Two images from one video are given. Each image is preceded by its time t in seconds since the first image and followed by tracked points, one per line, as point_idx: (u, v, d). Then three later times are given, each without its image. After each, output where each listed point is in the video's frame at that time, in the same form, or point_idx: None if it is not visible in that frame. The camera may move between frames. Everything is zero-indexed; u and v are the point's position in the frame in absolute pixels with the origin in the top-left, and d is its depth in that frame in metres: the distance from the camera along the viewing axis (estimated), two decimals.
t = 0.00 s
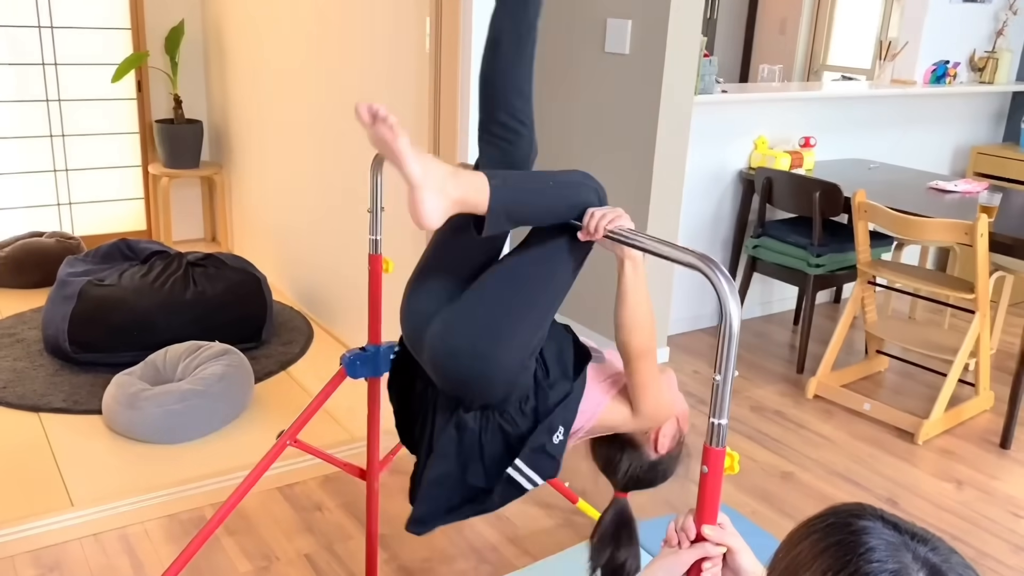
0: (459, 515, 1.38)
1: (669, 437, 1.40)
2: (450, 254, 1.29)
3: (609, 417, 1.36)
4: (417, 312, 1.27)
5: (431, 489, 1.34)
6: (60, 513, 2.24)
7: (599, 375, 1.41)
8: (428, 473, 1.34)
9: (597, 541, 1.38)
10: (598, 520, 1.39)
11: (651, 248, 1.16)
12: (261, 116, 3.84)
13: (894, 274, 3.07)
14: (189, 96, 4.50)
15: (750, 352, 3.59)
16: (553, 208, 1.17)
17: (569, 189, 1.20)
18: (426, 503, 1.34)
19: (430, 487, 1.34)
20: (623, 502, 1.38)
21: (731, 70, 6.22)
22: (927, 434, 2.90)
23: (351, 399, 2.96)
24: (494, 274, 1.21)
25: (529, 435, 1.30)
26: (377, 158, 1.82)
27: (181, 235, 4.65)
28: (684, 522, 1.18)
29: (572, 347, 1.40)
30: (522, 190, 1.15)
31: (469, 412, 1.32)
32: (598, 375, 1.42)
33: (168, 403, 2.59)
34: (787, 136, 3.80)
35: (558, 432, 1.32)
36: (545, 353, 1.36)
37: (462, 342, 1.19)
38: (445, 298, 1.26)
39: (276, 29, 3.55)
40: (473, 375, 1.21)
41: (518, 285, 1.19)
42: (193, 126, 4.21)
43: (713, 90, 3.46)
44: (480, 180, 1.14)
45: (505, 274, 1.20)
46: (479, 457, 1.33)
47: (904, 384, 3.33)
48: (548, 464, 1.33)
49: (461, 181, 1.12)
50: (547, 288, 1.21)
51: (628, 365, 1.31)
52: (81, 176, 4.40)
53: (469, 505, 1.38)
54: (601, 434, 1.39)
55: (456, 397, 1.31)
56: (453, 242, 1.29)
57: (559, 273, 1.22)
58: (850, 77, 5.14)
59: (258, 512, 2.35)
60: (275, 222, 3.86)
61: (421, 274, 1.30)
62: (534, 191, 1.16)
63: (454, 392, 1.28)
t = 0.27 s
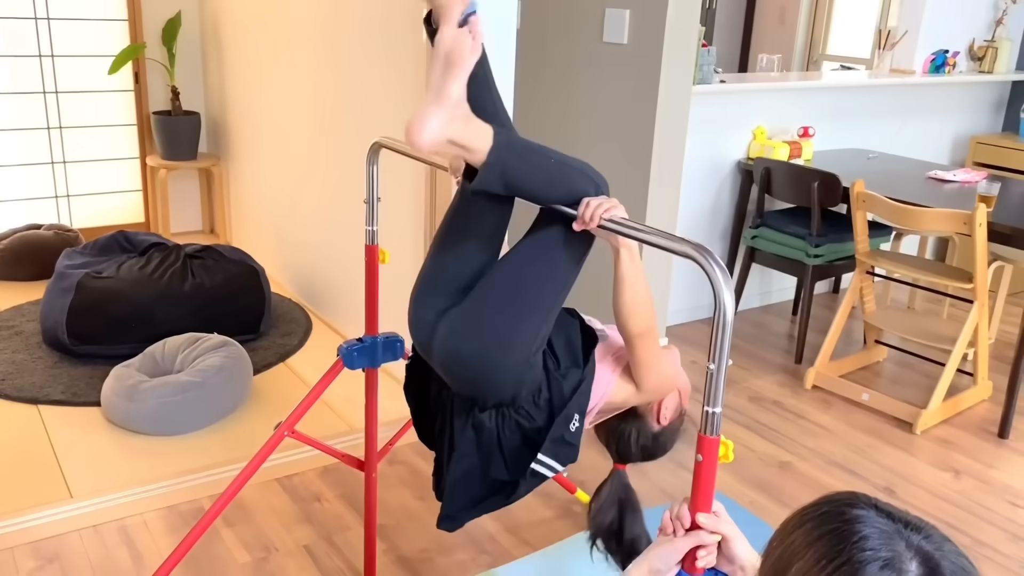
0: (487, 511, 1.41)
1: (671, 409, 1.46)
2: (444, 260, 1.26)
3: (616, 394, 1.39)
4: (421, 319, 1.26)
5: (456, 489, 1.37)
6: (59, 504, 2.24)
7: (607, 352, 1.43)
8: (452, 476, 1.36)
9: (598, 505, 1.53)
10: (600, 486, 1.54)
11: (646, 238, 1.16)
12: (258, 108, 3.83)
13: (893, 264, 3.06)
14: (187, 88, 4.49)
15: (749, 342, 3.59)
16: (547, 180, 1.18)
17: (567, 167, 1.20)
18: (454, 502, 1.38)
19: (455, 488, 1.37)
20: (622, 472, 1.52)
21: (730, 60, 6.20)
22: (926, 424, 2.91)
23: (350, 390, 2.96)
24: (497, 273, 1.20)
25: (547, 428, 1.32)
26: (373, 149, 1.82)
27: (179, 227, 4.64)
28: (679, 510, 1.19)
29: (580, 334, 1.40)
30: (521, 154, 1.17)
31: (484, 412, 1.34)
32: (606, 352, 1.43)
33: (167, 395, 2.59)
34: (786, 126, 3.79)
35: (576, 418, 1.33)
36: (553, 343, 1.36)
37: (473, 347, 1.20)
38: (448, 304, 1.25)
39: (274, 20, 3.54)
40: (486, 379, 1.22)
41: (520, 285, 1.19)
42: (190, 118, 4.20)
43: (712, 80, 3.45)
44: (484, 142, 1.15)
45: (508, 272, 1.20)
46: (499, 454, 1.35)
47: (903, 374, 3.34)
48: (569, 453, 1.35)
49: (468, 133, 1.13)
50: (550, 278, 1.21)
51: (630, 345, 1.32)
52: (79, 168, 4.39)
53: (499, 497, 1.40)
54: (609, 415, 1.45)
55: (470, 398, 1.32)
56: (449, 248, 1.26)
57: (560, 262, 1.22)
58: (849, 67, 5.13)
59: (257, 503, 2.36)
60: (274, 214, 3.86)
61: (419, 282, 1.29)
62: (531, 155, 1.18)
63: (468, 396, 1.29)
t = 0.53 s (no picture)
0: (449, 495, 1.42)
1: (647, 417, 1.50)
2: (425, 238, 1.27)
3: (589, 398, 1.40)
4: (403, 295, 1.27)
5: (421, 470, 1.38)
6: (60, 496, 2.25)
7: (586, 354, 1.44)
8: (418, 456, 1.38)
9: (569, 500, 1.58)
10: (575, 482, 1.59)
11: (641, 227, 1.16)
12: (257, 99, 3.82)
13: (892, 254, 3.06)
14: (185, 80, 4.48)
15: (748, 333, 3.59)
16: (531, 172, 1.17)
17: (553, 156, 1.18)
18: (417, 483, 1.40)
19: (420, 470, 1.38)
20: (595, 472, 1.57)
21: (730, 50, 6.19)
22: (924, 414, 2.91)
23: (349, 381, 2.96)
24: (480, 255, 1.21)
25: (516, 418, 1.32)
26: (370, 140, 1.81)
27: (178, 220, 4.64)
28: (676, 499, 1.19)
29: (560, 330, 1.40)
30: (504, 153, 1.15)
31: (456, 395, 1.35)
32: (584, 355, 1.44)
33: (166, 387, 2.59)
34: (785, 117, 3.78)
35: (546, 414, 1.32)
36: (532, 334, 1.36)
37: (447, 324, 1.20)
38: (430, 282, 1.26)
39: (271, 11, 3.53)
40: (457, 358, 1.22)
41: (501, 271, 1.19)
42: (189, 110, 4.19)
43: (711, 70, 3.44)
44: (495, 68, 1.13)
45: (491, 254, 1.20)
46: (467, 440, 1.36)
47: (902, 364, 3.34)
48: (536, 447, 1.32)
49: (483, 48, 1.12)
50: (532, 270, 1.20)
51: (609, 343, 1.33)
52: (77, 161, 4.38)
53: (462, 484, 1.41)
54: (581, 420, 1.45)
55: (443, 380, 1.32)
56: (431, 226, 1.26)
57: (548, 254, 1.22)
58: (848, 57, 5.12)
59: (257, 495, 2.36)
60: (273, 206, 3.85)
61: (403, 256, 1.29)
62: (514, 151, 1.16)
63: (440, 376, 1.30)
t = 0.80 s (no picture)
0: (425, 485, 1.37)
1: (613, 431, 1.43)
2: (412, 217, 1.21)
3: (573, 397, 1.35)
4: (391, 277, 1.22)
5: (399, 458, 1.33)
6: (60, 487, 2.25)
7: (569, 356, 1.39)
8: (397, 442, 1.32)
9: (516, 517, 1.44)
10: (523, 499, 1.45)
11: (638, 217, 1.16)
12: (255, 91, 3.81)
13: (891, 245, 3.06)
14: (184, 71, 4.47)
15: (747, 323, 3.60)
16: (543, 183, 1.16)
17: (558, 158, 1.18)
18: (394, 472, 1.34)
19: (397, 457, 1.33)
20: (546, 490, 1.44)
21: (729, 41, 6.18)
22: (923, 404, 2.92)
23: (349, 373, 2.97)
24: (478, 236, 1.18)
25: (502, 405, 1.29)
26: (369, 130, 1.81)
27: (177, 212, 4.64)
28: (673, 488, 1.19)
29: (546, 320, 1.39)
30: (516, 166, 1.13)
31: (442, 380, 1.31)
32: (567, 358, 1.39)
33: (166, 378, 2.60)
34: (784, 107, 3.78)
35: (532, 402, 1.29)
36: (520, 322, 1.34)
37: (444, 301, 1.16)
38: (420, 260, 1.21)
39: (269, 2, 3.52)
40: (452, 337, 1.19)
41: (498, 251, 1.17)
42: (187, 101, 4.19)
43: (710, 61, 3.44)
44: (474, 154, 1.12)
45: (488, 235, 1.18)
46: (450, 426, 1.32)
47: (900, 355, 3.34)
48: (519, 435, 1.28)
49: (455, 164, 1.10)
50: (529, 255, 1.19)
51: (599, 340, 1.31)
52: (77, 153, 4.38)
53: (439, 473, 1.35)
54: (561, 421, 1.40)
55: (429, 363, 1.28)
56: (418, 204, 1.21)
57: (545, 240, 1.20)
58: (848, 47, 5.11)
59: (257, 485, 2.37)
60: (272, 198, 3.85)
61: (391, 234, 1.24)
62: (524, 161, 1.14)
63: (429, 357, 1.26)
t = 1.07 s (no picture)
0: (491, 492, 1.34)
1: (630, 416, 1.50)
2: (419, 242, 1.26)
3: (598, 387, 1.39)
4: (402, 292, 1.23)
5: (460, 467, 1.32)
6: (63, 481, 2.27)
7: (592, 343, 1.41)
8: (454, 451, 1.31)
9: (537, 506, 1.49)
10: (543, 487, 1.50)
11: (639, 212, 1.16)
12: (256, 86, 3.82)
13: (890, 238, 3.07)
14: (183, 66, 4.47)
15: (746, 317, 3.61)
16: (534, 171, 1.20)
17: (552, 149, 1.22)
18: (460, 482, 1.32)
19: (458, 464, 1.31)
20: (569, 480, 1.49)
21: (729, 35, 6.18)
22: (922, 397, 2.93)
23: (350, 366, 2.98)
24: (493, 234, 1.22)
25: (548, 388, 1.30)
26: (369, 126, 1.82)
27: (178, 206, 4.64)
28: (673, 481, 1.20)
29: (565, 306, 1.42)
30: (506, 147, 1.19)
31: (481, 378, 1.30)
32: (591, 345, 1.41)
33: (168, 372, 2.61)
34: (783, 101, 3.78)
35: (575, 379, 1.31)
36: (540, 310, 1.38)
37: (468, 302, 1.19)
38: (433, 266, 1.23)
39: None
40: (483, 334, 1.20)
41: (521, 241, 1.21)
42: (187, 96, 4.19)
43: (710, 55, 3.44)
44: (462, 141, 1.19)
45: (504, 231, 1.22)
46: (502, 423, 1.31)
47: (899, 347, 3.36)
48: (573, 413, 1.30)
49: (444, 149, 1.17)
50: (548, 239, 1.22)
51: (614, 330, 1.33)
52: (77, 148, 4.38)
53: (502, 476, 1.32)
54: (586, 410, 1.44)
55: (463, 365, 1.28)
56: (413, 240, 1.26)
57: (559, 230, 1.23)
58: (847, 41, 5.11)
59: (259, 478, 2.39)
60: (273, 193, 3.85)
61: (397, 256, 1.26)
62: (516, 150, 1.19)
63: (462, 359, 1.26)
